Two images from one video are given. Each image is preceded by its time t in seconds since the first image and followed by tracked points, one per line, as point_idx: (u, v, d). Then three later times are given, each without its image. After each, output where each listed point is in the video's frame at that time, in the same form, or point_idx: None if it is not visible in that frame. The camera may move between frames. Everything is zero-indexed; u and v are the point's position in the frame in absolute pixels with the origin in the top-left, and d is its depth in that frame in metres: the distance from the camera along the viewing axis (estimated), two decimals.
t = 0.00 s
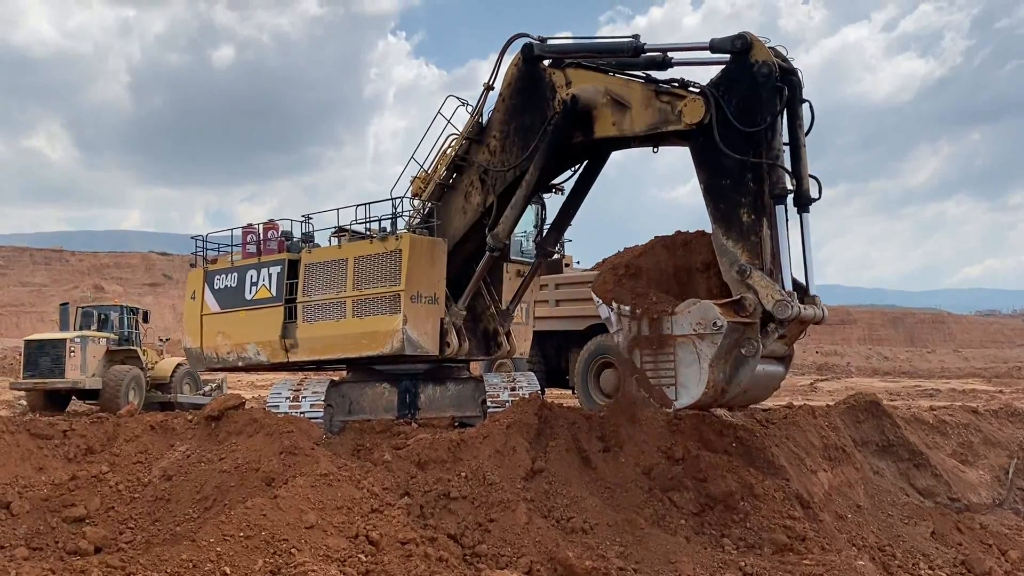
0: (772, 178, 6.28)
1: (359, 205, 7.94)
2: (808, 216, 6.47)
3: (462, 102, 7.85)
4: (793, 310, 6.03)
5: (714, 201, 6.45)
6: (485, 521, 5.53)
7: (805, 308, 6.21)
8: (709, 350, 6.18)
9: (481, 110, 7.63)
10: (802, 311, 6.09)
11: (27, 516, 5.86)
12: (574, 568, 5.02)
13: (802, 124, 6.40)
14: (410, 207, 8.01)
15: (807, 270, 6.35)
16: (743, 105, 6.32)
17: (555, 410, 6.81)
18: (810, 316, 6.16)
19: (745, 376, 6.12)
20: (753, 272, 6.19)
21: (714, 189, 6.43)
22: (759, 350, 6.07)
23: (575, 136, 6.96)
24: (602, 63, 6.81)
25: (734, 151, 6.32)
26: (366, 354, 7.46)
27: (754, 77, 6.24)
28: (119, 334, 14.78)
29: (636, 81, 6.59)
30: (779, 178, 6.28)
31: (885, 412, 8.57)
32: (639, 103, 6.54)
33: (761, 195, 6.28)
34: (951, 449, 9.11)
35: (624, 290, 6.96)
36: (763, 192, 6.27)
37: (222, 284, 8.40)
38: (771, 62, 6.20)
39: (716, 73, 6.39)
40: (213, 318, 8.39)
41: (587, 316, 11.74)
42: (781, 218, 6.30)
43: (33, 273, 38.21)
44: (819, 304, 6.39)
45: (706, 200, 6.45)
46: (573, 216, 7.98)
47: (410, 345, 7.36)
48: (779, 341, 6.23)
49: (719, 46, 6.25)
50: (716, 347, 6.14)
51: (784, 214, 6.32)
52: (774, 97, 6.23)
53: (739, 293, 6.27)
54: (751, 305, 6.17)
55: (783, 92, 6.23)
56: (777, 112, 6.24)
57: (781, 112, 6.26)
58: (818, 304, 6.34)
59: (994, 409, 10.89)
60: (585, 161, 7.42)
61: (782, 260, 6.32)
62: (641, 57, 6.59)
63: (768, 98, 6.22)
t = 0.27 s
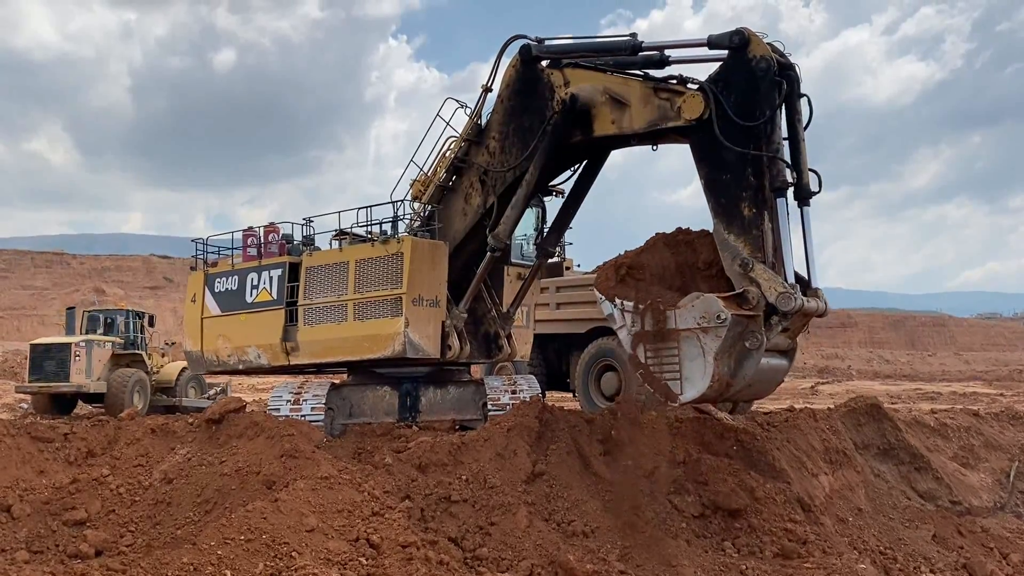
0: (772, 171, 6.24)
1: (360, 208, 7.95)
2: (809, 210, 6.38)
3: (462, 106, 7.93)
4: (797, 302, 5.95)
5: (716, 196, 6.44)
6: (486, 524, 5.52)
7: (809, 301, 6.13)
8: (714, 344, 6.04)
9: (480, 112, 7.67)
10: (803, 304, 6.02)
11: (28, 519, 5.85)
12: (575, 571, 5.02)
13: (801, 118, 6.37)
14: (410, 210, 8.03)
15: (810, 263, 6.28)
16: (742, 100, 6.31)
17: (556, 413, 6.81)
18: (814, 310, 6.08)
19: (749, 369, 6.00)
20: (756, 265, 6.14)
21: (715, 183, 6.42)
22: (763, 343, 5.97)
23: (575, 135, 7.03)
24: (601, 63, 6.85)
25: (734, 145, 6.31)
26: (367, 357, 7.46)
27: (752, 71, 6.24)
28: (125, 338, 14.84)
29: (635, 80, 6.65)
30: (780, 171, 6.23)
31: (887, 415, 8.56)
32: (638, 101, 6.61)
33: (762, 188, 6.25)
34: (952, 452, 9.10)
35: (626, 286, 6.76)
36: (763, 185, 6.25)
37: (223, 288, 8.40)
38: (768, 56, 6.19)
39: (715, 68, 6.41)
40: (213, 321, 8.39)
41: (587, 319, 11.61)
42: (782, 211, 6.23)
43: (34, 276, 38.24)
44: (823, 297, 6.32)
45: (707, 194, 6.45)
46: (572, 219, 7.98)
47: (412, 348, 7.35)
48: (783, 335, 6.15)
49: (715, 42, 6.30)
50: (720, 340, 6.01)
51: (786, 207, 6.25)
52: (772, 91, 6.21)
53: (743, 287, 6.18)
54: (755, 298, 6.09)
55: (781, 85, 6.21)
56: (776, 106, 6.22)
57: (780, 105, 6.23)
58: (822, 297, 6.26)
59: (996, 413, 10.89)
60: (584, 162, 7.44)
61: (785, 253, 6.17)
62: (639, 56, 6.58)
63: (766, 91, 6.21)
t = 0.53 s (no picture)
0: (773, 164, 6.37)
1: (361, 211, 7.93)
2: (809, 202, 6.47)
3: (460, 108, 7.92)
4: (800, 294, 6.05)
5: (717, 191, 6.51)
6: (487, 527, 5.51)
7: (812, 293, 6.26)
8: (719, 337, 6.26)
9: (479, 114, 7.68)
10: (808, 296, 6.14)
11: (28, 522, 5.85)
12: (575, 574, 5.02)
13: (800, 112, 6.45)
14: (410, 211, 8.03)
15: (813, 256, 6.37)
16: (741, 95, 6.38)
17: (557, 417, 6.81)
18: (817, 302, 6.23)
19: (755, 362, 6.19)
20: (759, 258, 6.24)
21: (716, 178, 6.50)
22: (768, 335, 6.12)
23: (574, 133, 7.03)
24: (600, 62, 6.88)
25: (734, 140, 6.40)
26: (369, 360, 7.46)
27: (750, 66, 6.32)
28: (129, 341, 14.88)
29: (633, 77, 6.68)
30: (780, 163, 6.35)
31: (888, 418, 8.56)
32: (637, 99, 6.64)
33: (763, 182, 6.36)
34: (953, 455, 9.10)
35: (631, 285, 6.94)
36: (765, 179, 6.37)
37: (223, 290, 8.39)
38: (766, 51, 6.27)
39: (712, 65, 6.47)
40: (213, 324, 8.39)
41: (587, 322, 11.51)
42: (783, 204, 6.33)
43: (35, 279, 38.26)
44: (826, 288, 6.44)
45: (708, 189, 6.53)
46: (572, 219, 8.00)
47: (413, 351, 7.35)
48: (787, 328, 6.27)
49: (714, 38, 6.35)
50: (726, 333, 6.21)
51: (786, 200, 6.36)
52: (770, 85, 6.31)
53: (746, 280, 6.30)
54: (759, 291, 6.20)
55: (779, 79, 6.31)
56: (774, 99, 6.32)
57: (778, 99, 6.34)
58: (825, 289, 6.38)
59: (997, 416, 10.88)
60: (583, 161, 7.45)
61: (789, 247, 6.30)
62: (637, 54, 6.62)
63: (765, 85, 6.31)
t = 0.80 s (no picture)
0: (773, 159, 6.44)
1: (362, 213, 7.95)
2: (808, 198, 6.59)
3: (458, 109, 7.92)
4: (803, 287, 6.14)
5: (718, 187, 6.61)
6: (488, 530, 5.51)
7: (814, 287, 6.34)
8: (722, 330, 6.39)
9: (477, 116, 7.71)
10: (810, 289, 6.22)
11: (29, 525, 5.84)
12: None
13: (800, 108, 6.51)
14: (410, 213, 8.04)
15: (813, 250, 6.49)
16: (740, 91, 6.49)
17: (558, 420, 6.80)
18: (820, 296, 6.30)
19: (757, 355, 6.33)
20: (762, 252, 6.34)
21: (716, 174, 6.59)
22: (771, 329, 6.26)
23: (574, 133, 7.07)
24: (598, 60, 6.95)
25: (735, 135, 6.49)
26: (370, 363, 7.47)
27: (749, 62, 6.43)
28: (134, 344, 14.92)
29: (632, 76, 6.77)
30: (780, 159, 6.44)
31: (889, 421, 8.55)
32: (636, 96, 6.71)
33: (764, 176, 6.43)
34: (954, 458, 9.09)
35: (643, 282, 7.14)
36: (765, 173, 6.43)
37: (223, 292, 8.40)
38: (765, 46, 6.38)
39: (711, 62, 6.58)
40: (214, 326, 8.39)
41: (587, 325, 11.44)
42: (783, 198, 6.45)
43: (36, 282, 38.28)
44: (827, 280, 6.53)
45: (709, 185, 6.63)
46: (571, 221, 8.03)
47: (415, 353, 7.35)
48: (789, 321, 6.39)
49: (712, 34, 6.47)
50: (728, 326, 6.35)
51: (787, 195, 6.47)
52: (769, 80, 6.41)
53: (749, 274, 6.41)
54: (761, 285, 6.30)
55: (778, 74, 6.41)
56: (774, 94, 6.42)
57: (777, 94, 6.43)
58: (826, 282, 6.47)
59: (998, 418, 10.87)
60: (582, 161, 7.48)
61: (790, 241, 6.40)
62: (635, 53, 6.69)
63: (764, 80, 6.41)
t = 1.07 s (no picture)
0: (775, 152, 6.42)
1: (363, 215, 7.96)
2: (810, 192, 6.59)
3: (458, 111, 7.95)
4: (807, 278, 6.14)
5: (719, 181, 6.59)
6: (489, 533, 5.50)
7: (818, 278, 6.30)
8: (728, 322, 6.57)
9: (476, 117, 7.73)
10: (814, 280, 6.21)
11: (30, 527, 5.84)
12: None
13: (799, 102, 6.51)
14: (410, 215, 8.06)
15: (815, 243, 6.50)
16: (740, 85, 6.48)
17: (559, 422, 6.80)
18: (825, 288, 6.28)
19: (763, 348, 6.36)
20: (765, 244, 6.31)
21: (717, 168, 6.57)
22: (776, 321, 6.28)
23: (574, 132, 7.10)
24: (596, 59, 7.00)
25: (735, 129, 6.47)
26: (371, 365, 7.47)
27: (748, 57, 6.42)
28: (139, 346, 14.98)
29: (631, 74, 6.79)
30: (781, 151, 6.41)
31: (890, 423, 8.54)
32: (636, 94, 6.74)
33: (765, 169, 6.41)
34: (955, 460, 9.08)
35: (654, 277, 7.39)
36: (767, 166, 6.41)
37: (224, 294, 8.40)
38: (763, 41, 6.39)
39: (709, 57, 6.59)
40: (214, 328, 8.39)
41: (587, 327, 11.40)
42: (785, 191, 6.43)
43: (37, 284, 38.30)
44: (831, 272, 6.49)
45: (710, 179, 6.61)
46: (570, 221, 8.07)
47: (417, 356, 7.36)
48: (794, 314, 6.37)
49: (711, 30, 6.50)
50: (734, 318, 6.51)
51: (788, 188, 6.45)
52: (769, 74, 6.39)
53: (752, 267, 6.41)
54: (765, 277, 6.33)
55: (778, 68, 6.40)
56: (774, 88, 6.40)
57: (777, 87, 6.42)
58: (830, 274, 6.44)
59: (999, 421, 10.86)
60: (581, 160, 7.52)
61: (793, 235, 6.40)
62: (633, 51, 6.76)
63: (764, 74, 6.39)
